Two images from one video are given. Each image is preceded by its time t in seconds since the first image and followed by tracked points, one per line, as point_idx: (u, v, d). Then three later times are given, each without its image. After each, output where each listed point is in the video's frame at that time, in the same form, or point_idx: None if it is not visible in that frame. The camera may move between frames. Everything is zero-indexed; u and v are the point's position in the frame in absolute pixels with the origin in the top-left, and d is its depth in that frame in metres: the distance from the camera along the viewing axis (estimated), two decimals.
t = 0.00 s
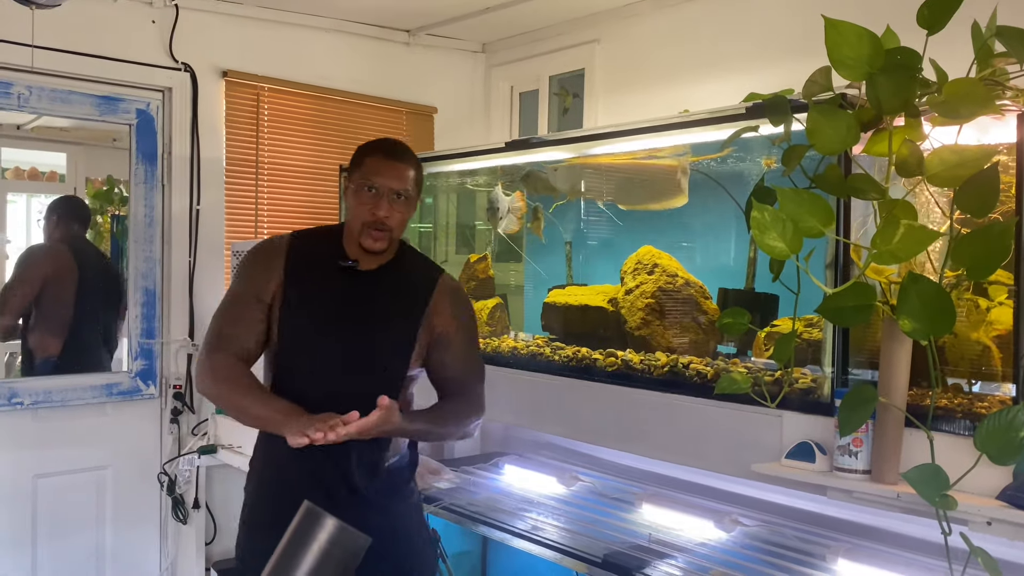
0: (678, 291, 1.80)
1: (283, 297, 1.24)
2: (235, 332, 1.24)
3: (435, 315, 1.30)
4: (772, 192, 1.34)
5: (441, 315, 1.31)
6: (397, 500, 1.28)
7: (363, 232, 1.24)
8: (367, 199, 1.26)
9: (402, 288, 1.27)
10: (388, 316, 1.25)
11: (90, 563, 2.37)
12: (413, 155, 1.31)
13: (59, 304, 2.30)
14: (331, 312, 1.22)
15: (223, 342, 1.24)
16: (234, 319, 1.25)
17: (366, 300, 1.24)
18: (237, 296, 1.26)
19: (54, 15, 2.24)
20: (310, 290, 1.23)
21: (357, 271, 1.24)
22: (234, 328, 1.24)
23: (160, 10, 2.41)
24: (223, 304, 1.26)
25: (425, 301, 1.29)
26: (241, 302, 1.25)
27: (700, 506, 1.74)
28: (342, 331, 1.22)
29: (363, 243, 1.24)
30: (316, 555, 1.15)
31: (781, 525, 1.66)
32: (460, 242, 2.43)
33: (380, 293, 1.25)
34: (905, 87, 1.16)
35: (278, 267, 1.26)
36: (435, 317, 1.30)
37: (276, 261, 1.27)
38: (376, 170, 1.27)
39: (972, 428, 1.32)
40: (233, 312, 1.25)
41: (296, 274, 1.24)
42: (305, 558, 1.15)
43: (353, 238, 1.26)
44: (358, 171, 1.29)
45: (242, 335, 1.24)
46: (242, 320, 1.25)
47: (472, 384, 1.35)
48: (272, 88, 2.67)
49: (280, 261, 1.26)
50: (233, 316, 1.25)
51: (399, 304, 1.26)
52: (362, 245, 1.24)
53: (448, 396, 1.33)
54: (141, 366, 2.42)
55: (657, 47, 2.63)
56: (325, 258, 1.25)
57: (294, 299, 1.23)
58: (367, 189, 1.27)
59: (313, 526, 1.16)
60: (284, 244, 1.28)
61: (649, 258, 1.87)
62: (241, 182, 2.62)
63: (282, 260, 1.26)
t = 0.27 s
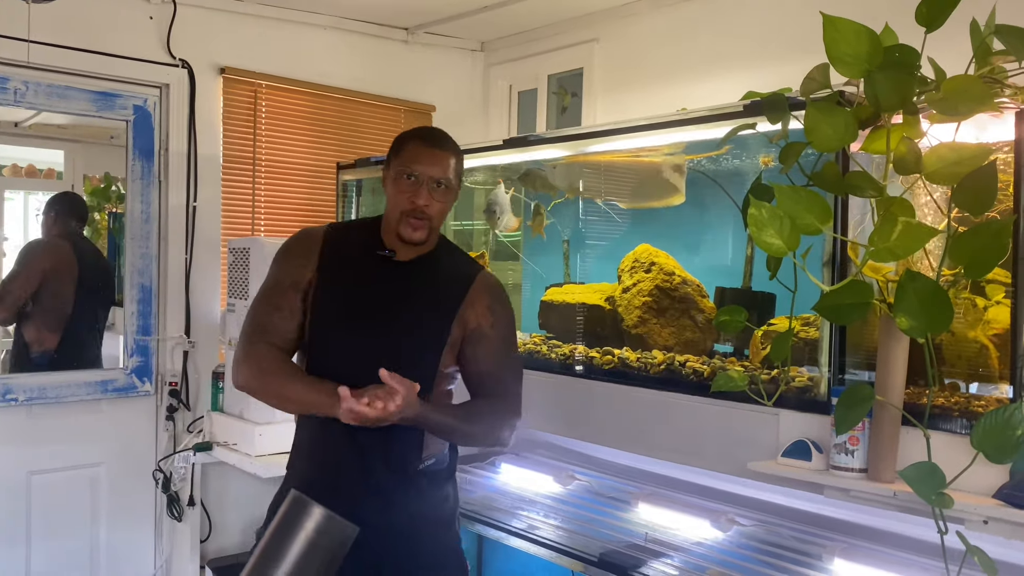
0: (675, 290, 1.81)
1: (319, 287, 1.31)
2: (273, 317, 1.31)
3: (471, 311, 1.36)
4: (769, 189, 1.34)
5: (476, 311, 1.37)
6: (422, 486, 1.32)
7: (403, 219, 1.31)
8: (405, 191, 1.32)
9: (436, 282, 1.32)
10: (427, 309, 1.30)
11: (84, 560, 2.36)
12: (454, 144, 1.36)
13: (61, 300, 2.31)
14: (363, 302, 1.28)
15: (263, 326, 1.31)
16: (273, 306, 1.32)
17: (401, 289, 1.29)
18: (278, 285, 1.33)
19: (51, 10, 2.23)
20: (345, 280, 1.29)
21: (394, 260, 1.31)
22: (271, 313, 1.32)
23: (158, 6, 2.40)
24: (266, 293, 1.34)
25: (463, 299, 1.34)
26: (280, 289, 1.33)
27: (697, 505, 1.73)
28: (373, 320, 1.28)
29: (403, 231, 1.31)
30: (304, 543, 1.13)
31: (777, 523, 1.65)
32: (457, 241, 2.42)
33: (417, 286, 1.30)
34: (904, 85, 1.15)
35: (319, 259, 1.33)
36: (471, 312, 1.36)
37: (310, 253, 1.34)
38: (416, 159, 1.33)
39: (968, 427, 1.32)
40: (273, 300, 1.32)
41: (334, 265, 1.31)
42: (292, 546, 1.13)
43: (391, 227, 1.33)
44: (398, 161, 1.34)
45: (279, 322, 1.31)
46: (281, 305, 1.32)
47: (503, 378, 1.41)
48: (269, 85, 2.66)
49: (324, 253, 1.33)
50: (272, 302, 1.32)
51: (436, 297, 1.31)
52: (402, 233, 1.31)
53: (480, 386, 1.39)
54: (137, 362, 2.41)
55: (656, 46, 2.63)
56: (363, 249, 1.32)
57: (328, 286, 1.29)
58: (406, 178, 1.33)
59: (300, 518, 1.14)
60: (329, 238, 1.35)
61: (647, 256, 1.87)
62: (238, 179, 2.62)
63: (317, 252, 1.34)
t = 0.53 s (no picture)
0: (668, 287, 1.79)
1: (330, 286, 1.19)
2: (279, 320, 1.20)
3: (489, 292, 1.24)
4: (762, 183, 1.33)
5: (494, 292, 1.25)
6: (444, 484, 1.21)
7: (408, 202, 1.21)
8: (402, 171, 1.21)
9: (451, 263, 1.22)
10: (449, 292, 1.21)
11: (71, 558, 2.34)
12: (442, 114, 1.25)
13: (45, 295, 2.25)
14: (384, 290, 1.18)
15: (270, 331, 1.20)
16: (277, 308, 1.20)
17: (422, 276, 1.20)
18: (283, 285, 1.21)
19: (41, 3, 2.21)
20: (363, 273, 1.19)
21: (408, 248, 1.20)
22: (277, 318, 1.20)
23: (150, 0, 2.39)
24: (271, 295, 1.23)
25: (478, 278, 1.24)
26: (286, 290, 1.21)
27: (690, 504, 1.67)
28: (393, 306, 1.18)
29: (409, 213, 1.21)
30: (278, 530, 0.94)
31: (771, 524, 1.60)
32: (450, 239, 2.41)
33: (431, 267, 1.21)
34: (898, 79, 1.14)
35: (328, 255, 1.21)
36: (489, 294, 1.25)
37: (315, 249, 1.22)
38: (408, 137, 1.21)
39: (961, 424, 1.31)
40: (278, 302, 1.21)
41: (347, 259, 1.19)
42: (264, 532, 0.94)
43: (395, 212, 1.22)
44: (390, 140, 1.23)
45: (285, 325, 1.20)
46: (287, 307, 1.20)
47: (526, 366, 1.28)
48: (262, 81, 2.65)
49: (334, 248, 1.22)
50: (276, 305, 1.21)
51: (459, 281, 1.22)
52: (409, 216, 1.21)
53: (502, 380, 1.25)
54: (126, 359, 2.39)
55: (650, 44, 2.62)
56: (372, 239, 1.21)
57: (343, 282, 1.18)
58: (401, 158, 1.21)
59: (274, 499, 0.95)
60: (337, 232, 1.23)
61: (640, 254, 1.86)
62: (230, 175, 2.61)
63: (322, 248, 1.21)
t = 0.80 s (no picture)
0: (659, 283, 1.80)
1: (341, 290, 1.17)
2: (281, 337, 1.14)
3: (495, 287, 1.32)
4: (753, 178, 1.33)
5: (499, 287, 1.34)
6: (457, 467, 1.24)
7: (410, 196, 1.21)
8: (403, 165, 1.21)
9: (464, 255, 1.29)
10: (472, 285, 1.28)
11: (61, 556, 2.33)
12: (438, 108, 1.26)
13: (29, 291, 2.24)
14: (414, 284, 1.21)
15: (271, 351, 1.14)
16: (279, 323, 1.14)
17: (445, 270, 1.25)
18: (280, 298, 1.15)
19: None
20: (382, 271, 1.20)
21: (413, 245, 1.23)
22: (281, 335, 1.14)
23: None
24: (264, 311, 1.16)
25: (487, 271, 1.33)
26: (286, 304, 1.15)
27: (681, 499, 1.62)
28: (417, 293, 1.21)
29: (412, 208, 1.22)
30: (249, 519, 0.63)
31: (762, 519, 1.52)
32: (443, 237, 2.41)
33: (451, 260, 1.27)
34: (887, 73, 1.14)
35: (330, 260, 1.18)
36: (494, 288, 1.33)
37: (317, 254, 1.19)
38: (409, 128, 1.22)
39: (951, 418, 1.31)
40: (276, 317, 1.15)
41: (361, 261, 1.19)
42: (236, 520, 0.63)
43: (397, 207, 1.23)
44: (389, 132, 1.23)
45: (290, 342, 1.14)
46: (290, 322, 1.14)
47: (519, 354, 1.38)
48: (255, 78, 2.65)
49: (333, 252, 1.19)
50: (276, 320, 1.15)
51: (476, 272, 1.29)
52: (412, 211, 1.22)
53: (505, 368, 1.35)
54: (117, 356, 2.38)
55: (643, 43, 2.63)
56: (378, 237, 1.22)
57: (357, 284, 1.18)
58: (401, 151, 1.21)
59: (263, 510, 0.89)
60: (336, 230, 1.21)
61: (631, 251, 1.87)
62: (223, 172, 2.60)
63: (326, 252, 1.19)
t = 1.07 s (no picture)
0: (651, 284, 1.80)
1: (340, 302, 1.17)
2: (267, 361, 1.11)
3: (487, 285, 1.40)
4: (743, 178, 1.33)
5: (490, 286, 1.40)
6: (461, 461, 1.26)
7: (409, 195, 1.25)
8: (400, 162, 1.26)
9: (463, 261, 1.35)
10: (467, 284, 1.32)
11: (51, 561, 2.31)
12: (430, 105, 1.32)
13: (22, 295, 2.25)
14: (426, 289, 1.24)
15: (255, 377, 1.11)
16: (265, 346, 1.12)
17: (449, 275, 1.30)
18: (264, 319, 1.12)
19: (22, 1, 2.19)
20: (387, 278, 1.20)
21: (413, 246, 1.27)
22: (267, 359, 1.11)
23: None
24: (249, 333, 1.13)
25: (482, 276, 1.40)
26: (271, 326, 1.12)
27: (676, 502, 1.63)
28: (429, 299, 1.24)
29: (410, 206, 1.25)
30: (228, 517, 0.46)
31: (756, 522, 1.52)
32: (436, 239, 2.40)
33: (454, 265, 1.32)
34: (876, 73, 1.14)
35: (323, 273, 1.16)
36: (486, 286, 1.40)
37: (310, 262, 1.17)
38: (405, 127, 1.27)
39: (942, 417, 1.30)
40: (262, 339, 1.12)
41: (364, 271, 1.19)
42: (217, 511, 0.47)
43: (393, 205, 1.27)
44: (384, 134, 1.28)
45: (277, 365, 1.11)
46: (276, 343, 1.12)
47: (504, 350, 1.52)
48: (246, 80, 2.64)
49: (326, 265, 1.17)
50: (262, 343, 1.12)
51: (474, 277, 1.35)
52: (411, 208, 1.25)
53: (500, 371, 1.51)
54: (107, 360, 2.37)
55: (635, 45, 2.62)
56: (381, 240, 1.24)
57: (357, 294, 1.17)
58: (398, 150, 1.27)
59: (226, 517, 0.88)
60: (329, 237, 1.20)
61: (624, 252, 1.87)
62: (214, 175, 2.59)
63: (321, 258, 1.17)
